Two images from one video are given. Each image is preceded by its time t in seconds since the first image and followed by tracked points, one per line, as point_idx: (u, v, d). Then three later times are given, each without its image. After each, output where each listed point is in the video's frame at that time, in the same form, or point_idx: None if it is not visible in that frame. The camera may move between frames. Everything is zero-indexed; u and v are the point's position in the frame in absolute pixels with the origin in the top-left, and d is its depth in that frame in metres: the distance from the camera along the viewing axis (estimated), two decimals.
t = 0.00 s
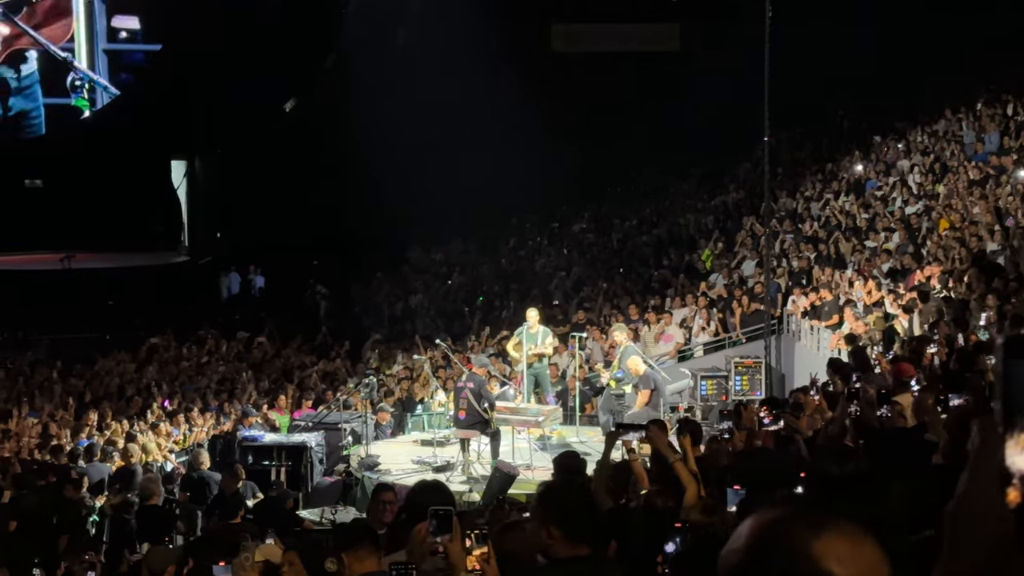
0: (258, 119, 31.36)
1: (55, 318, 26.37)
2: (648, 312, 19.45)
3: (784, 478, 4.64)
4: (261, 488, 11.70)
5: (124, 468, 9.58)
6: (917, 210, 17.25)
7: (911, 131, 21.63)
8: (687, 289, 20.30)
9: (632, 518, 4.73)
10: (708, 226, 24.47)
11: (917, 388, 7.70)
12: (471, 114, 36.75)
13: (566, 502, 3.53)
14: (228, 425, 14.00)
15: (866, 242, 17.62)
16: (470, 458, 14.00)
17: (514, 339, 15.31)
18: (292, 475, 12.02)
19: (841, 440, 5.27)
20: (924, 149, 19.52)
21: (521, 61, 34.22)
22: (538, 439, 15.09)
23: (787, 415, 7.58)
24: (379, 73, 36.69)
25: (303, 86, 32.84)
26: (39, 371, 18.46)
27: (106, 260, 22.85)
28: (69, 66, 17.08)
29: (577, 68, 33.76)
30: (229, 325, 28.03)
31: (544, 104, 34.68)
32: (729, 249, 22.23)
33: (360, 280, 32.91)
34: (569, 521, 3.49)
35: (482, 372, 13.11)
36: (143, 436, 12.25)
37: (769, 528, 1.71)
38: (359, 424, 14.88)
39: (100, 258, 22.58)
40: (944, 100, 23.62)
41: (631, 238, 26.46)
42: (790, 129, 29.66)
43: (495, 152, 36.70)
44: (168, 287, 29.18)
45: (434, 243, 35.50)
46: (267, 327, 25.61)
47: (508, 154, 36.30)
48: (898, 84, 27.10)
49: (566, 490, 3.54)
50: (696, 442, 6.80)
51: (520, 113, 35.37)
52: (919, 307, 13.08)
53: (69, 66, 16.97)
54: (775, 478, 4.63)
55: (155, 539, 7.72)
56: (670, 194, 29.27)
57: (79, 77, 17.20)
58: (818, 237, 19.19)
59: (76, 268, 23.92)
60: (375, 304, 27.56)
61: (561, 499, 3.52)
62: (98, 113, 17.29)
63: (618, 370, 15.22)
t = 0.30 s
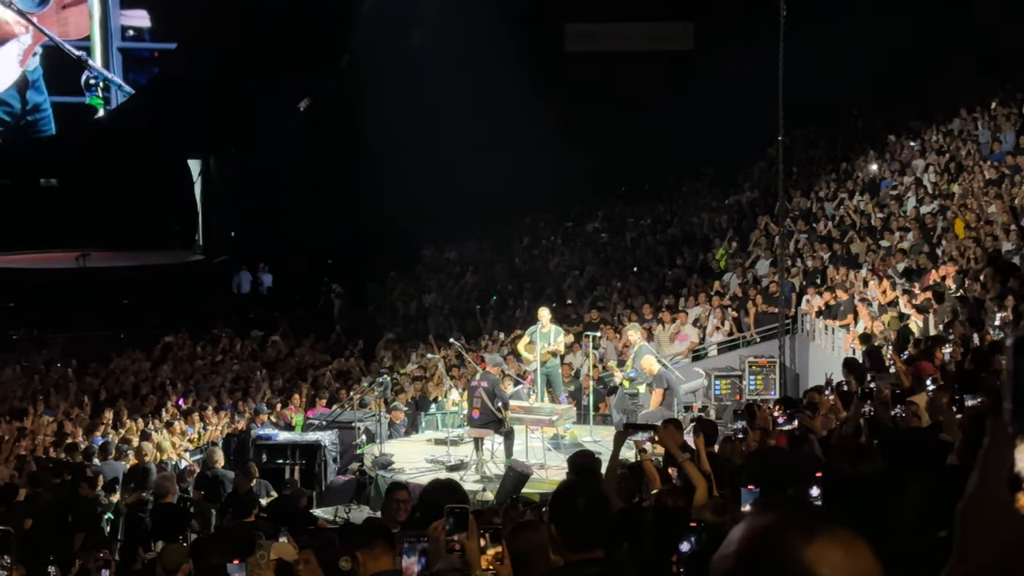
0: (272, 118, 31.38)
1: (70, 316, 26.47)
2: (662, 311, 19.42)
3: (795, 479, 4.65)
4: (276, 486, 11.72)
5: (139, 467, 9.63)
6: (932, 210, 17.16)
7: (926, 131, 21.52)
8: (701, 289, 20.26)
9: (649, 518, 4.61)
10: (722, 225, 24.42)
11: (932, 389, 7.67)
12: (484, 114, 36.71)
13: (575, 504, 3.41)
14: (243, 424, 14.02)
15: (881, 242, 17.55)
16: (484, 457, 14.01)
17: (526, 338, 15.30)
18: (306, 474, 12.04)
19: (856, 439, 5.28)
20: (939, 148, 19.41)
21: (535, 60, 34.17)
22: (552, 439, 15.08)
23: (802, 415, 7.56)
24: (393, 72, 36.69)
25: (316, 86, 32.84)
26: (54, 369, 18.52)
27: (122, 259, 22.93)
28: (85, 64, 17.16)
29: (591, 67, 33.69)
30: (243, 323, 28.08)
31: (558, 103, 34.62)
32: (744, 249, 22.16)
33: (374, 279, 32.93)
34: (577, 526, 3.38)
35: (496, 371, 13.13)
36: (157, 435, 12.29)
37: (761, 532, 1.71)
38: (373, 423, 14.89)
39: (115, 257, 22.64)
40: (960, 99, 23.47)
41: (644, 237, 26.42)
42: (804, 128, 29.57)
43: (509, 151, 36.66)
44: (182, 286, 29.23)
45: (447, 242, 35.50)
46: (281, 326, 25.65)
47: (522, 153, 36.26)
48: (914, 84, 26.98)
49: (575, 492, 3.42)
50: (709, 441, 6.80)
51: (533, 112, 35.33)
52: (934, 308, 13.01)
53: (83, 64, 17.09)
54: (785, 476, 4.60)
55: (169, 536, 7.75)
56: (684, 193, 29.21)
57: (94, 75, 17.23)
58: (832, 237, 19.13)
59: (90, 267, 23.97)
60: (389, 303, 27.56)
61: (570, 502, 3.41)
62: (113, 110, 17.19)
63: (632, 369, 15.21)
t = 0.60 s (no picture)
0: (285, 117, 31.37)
1: (84, 315, 26.51)
2: (675, 312, 19.42)
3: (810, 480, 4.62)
4: (289, 486, 11.70)
5: (152, 465, 9.62)
6: (946, 210, 17.09)
7: (942, 130, 21.40)
8: (714, 290, 20.24)
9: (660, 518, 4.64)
10: (736, 225, 24.35)
11: (947, 389, 7.65)
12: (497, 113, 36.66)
13: (578, 507, 3.61)
14: (256, 423, 14.04)
15: (895, 242, 17.49)
16: (497, 456, 14.01)
17: (539, 337, 15.29)
18: (319, 473, 12.02)
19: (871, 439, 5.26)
20: (954, 147, 19.32)
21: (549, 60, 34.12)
22: (565, 438, 15.07)
23: (817, 415, 7.54)
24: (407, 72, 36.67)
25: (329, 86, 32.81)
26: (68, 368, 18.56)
27: (135, 258, 22.96)
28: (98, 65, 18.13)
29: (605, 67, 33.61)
30: (257, 322, 28.12)
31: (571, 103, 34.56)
32: (758, 248, 22.11)
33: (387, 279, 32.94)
34: (577, 530, 3.57)
35: (509, 370, 13.10)
36: (171, 434, 12.32)
37: (763, 540, 1.51)
38: (387, 422, 14.91)
39: (128, 256, 22.69)
40: (975, 98, 23.35)
41: (657, 236, 26.37)
42: (818, 128, 29.48)
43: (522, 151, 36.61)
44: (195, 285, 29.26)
45: (460, 241, 35.49)
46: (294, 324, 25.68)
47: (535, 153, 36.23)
48: (928, 83, 26.86)
49: (578, 497, 3.62)
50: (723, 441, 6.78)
51: (547, 112, 35.27)
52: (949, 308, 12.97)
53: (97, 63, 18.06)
54: (801, 477, 4.58)
55: (184, 536, 7.76)
56: (697, 193, 29.14)
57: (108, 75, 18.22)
58: (846, 237, 19.08)
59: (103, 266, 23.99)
60: (403, 303, 27.58)
61: (574, 506, 3.62)
62: (127, 108, 18.04)
63: (645, 368, 15.18)
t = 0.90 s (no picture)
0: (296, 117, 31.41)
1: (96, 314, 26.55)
2: (687, 311, 19.42)
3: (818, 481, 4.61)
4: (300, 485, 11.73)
5: (164, 464, 9.64)
6: (959, 209, 17.05)
7: (955, 129, 21.33)
8: (725, 289, 20.20)
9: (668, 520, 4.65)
10: (747, 225, 24.30)
11: (958, 390, 7.64)
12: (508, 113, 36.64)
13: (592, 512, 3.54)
14: (268, 422, 14.06)
15: (907, 241, 17.46)
16: (508, 456, 14.01)
17: (550, 337, 15.29)
18: (330, 472, 12.08)
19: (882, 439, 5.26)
20: (967, 147, 19.26)
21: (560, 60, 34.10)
22: (575, 438, 15.08)
23: (827, 415, 7.52)
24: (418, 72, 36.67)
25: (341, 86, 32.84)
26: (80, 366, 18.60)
27: (147, 257, 23.01)
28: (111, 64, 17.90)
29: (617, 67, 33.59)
30: (268, 322, 28.15)
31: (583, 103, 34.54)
32: (769, 248, 22.05)
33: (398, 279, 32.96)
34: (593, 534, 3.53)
35: (520, 370, 13.10)
36: (183, 433, 12.35)
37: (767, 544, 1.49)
38: (398, 422, 14.91)
39: (140, 255, 22.72)
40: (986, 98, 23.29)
41: (669, 236, 26.35)
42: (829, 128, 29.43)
43: (533, 151, 36.60)
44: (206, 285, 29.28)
45: (471, 241, 35.51)
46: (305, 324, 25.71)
47: (545, 152, 36.22)
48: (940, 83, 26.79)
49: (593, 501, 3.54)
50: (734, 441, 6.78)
51: (558, 112, 35.26)
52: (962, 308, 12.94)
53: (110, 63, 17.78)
54: (808, 477, 4.58)
55: (195, 535, 7.78)
56: (708, 193, 29.11)
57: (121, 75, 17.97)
58: (858, 237, 19.05)
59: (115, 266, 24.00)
60: (414, 303, 27.60)
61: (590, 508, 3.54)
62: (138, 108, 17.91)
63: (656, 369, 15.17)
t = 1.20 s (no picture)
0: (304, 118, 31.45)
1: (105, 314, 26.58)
2: (695, 311, 19.40)
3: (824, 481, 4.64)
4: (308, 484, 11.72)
5: (172, 464, 9.65)
6: (967, 210, 17.03)
7: (964, 129, 21.27)
8: (733, 289, 20.15)
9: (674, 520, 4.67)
10: (755, 225, 24.26)
11: (966, 390, 7.64)
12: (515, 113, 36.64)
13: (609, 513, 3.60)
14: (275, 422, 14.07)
15: (916, 241, 17.44)
16: (516, 456, 14.01)
17: (558, 337, 15.30)
18: (338, 472, 12.06)
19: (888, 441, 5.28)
20: (976, 147, 19.20)
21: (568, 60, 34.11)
22: (583, 438, 15.09)
23: (834, 415, 7.46)
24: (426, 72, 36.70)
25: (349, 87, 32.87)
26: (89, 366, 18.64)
27: (155, 257, 23.04)
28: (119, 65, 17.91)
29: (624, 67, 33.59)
30: (277, 322, 28.19)
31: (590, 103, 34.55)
32: (778, 248, 21.97)
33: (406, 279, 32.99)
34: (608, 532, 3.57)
35: (527, 370, 13.08)
36: (191, 433, 12.37)
37: (769, 554, 1.62)
38: (405, 422, 14.93)
39: (148, 255, 22.75)
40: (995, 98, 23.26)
41: (676, 237, 26.32)
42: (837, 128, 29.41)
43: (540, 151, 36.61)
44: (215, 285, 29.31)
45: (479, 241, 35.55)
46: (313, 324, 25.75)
47: (553, 153, 36.22)
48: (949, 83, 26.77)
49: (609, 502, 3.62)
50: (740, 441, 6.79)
51: (566, 112, 35.27)
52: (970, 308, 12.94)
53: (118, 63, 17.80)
54: (815, 477, 4.61)
55: (202, 534, 7.79)
56: (716, 193, 29.09)
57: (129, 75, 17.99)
58: (866, 237, 19.01)
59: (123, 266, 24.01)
60: (422, 303, 27.61)
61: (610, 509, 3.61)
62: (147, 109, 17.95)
63: (663, 369, 15.15)
